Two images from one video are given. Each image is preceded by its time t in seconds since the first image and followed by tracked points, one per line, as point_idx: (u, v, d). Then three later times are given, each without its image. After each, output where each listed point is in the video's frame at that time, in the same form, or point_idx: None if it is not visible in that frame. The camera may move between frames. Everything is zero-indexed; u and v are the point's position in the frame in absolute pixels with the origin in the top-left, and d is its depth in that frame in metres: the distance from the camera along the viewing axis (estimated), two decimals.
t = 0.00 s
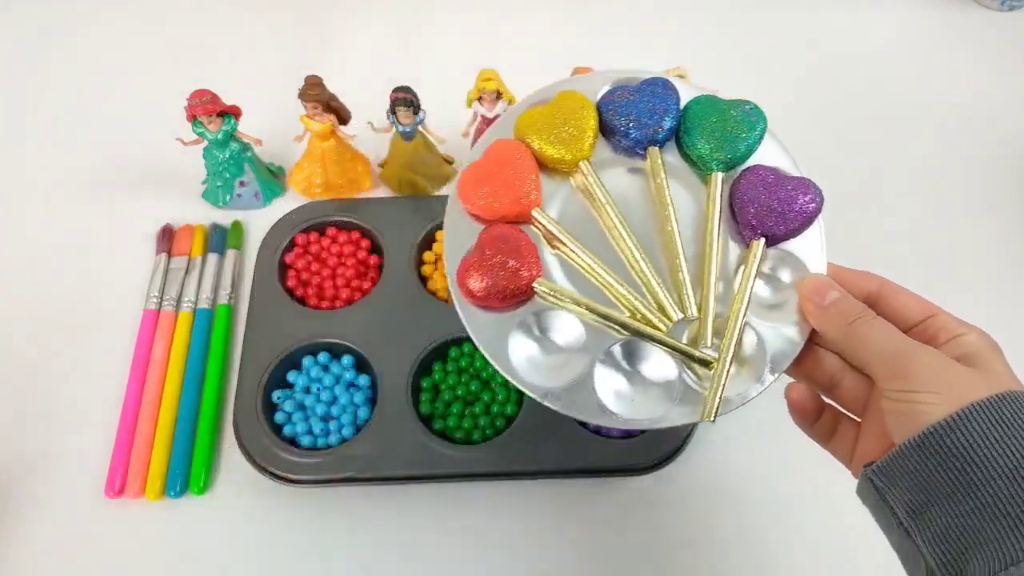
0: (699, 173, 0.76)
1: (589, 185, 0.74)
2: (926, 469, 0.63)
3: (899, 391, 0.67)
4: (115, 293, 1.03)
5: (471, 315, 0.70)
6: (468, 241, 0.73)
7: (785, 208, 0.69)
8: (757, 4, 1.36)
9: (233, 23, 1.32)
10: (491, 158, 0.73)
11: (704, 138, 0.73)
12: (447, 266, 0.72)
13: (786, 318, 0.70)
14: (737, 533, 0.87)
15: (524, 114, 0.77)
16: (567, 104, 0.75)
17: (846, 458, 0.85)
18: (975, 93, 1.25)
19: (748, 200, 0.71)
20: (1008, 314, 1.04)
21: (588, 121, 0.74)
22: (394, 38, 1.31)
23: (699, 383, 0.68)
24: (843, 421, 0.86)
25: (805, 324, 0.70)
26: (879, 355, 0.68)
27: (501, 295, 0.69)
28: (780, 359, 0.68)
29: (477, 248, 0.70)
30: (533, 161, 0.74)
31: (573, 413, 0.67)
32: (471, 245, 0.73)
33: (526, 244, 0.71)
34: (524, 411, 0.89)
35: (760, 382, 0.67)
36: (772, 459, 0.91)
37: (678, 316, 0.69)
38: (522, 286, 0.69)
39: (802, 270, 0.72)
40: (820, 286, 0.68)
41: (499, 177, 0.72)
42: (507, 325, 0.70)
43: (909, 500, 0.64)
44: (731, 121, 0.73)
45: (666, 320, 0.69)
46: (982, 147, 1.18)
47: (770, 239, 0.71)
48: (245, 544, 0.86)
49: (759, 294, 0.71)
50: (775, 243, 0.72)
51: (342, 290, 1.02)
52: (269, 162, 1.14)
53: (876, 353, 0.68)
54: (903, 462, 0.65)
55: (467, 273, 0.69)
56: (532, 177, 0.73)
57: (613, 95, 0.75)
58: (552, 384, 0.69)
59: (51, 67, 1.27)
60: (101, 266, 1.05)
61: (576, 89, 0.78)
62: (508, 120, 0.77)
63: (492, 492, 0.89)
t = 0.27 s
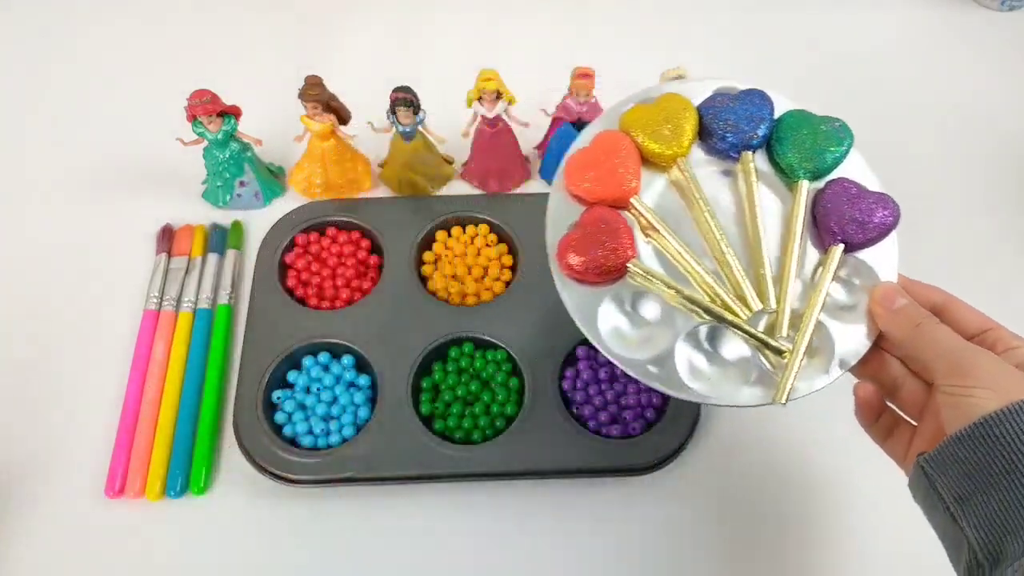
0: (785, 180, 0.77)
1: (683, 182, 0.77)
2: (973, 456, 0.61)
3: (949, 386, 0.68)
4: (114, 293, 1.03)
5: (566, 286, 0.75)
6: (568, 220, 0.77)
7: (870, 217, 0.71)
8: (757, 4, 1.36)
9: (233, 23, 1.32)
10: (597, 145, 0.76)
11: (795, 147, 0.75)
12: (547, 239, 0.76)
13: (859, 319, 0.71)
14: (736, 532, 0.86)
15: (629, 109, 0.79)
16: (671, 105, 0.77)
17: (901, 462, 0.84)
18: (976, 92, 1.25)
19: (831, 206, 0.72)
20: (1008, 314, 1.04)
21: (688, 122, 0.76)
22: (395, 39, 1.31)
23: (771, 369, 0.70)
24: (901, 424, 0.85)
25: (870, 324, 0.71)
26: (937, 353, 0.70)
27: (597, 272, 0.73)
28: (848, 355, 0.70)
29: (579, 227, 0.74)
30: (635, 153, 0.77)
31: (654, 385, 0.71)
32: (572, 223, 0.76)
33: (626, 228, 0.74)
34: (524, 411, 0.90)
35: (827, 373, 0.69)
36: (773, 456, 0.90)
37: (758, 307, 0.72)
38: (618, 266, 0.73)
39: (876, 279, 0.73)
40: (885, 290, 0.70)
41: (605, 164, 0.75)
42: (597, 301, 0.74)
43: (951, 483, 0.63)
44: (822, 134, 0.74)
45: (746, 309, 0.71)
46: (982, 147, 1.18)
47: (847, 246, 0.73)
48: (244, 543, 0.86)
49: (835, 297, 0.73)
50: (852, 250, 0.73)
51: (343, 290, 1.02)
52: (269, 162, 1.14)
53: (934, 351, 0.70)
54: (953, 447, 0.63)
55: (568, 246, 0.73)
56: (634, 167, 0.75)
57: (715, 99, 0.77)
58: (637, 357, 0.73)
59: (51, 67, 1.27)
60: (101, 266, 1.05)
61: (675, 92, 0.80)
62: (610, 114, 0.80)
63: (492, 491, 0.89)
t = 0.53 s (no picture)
0: (862, 209, 0.86)
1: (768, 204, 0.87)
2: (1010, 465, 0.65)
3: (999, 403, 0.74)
4: (117, 292, 1.03)
5: (649, 281, 0.84)
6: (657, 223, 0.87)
7: (938, 246, 0.79)
8: (756, 6, 1.37)
9: (234, 24, 1.33)
10: (693, 158, 0.86)
11: (873, 178, 0.84)
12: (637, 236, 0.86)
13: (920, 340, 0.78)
14: (734, 530, 0.87)
15: (722, 133, 0.89)
16: (763, 131, 0.87)
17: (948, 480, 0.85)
18: (974, 92, 1.26)
19: (902, 232, 0.80)
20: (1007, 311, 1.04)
21: (774, 150, 0.86)
22: (396, 40, 1.32)
23: (832, 377, 0.79)
24: (951, 445, 0.85)
25: (929, 345, 0.78)
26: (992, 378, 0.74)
27: (679, 272, 0.82)
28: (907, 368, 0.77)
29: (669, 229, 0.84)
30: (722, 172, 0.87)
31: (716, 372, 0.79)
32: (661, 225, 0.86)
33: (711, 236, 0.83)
34: (524, 410, 0.90)
35: (883, 384, 0.76)
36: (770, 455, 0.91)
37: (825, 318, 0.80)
38: (700, 266, 0.82)
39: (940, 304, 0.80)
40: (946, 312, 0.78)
41: (698, 177, 0.85)
42: (678, 298, 0.84)
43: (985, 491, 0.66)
44: (900, 170, 0.83)
45: (815, 317, 0.80)
46: (981, 146, 1.19)
47: (913, 271, 0.80)
48: (242, 541, 0.86)
49: (898, 318, 0.80)
50: (919, 278, 0.81)
51: (344, 289, 1.03)
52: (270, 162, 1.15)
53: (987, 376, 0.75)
54: (992, 455, 0.66)
55: (652, 247, 0.83)
56: (721, 184, 0.85)
57: (806, 132, 0.87)
58: (707, 349, 0.82)
59: (53, 69, 1.27)
60: (103, 265, 1.06)
61: (769, 118, 0.90)
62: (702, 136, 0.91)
63: (491, 490, 0.89)
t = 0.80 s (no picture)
0: (893, 240, 0.96)
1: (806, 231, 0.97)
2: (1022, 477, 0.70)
3: None
4: (117, 292, 1.03)
5: (692, 294, 0.92)
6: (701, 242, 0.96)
7: (964, 274, 0.88)
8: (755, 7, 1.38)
9: (235, 24, 1.33)
10: (737, 186, 0.96)
11: (904, 211, 0.94)
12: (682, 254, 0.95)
13: (944, 360, 0.86)
14: (733, 529, 0.87)
15: (764, 166, 1.00)
16: (802, 164, 0.98)
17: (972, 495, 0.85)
18: (974, 92, 1.26)
19: (931, 262, 0.89)
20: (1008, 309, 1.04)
21: (812, 183, 0.97)
22: (397, 40, 1.32)
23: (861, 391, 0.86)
24: (975, 462, 0.87)
25: (954, 366, 0.85)
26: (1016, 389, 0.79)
27: (719, 285, 0.91)
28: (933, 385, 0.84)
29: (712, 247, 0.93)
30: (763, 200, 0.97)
31: (750, 380, 0.86)
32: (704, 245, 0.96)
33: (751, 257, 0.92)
34: (524, 410, 0.91)
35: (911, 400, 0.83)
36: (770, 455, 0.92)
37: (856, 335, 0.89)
38: (739, 282, 0.91)
39: (963, 329, 0.88)
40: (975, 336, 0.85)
41: (741, 203, 0.95)
42: (718, 312, 0.92)
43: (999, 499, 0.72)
44: (931, 204, 0.93)
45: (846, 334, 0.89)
46: (981, 146, 1.19)
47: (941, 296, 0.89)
48: (241, 540, 0.86)
49: (927, 338, 0.89)
50: (947, 303, 0.90)
51: (344, 289, 1.03)
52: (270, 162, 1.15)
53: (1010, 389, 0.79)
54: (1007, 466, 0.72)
55: (697, 262, 0.92)
56: (761, 210, 0.95)
57: (843, 169, 0.98)
58: (746, 358, 0.89)
59: (54, 69, 1.28)
60: (104, 265, 1.06)
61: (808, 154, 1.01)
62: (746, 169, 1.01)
63: (489, 490, 0.90)
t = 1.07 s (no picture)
0: (906, 258, 1.00)
1: (822, 249, 1.00)
2: None
3: None
4: (117, 292, 1.04)
5: (712, 309, 0.95)
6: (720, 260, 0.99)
7: (976, 290, 0.91)
8: (755, 7, 1.38)
9: (235, 24, 1.33)
10: (756, 206, 1.00)
11: (917, 231, 0.97)
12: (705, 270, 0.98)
13: (959, 371, 0.89)
14: (732, 529, 0.87)
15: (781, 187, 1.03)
16: (817, 186, 1.01)
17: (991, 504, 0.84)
18: (975, 92, 1.26)
19: (944, 278, 0.93)
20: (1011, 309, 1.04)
21: (829, 204, 1.00)
22: (396, 40, 1.32)
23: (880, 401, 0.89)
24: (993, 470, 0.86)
25: (969, 376, 0.88)
26: None
27: (739, 300, 0.93)
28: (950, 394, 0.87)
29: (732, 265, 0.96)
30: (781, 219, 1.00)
31: (770, 390, 0.89)
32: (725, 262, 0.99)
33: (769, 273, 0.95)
34: (523, 410, 0.91)
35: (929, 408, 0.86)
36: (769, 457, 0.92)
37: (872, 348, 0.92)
38: (759, 298, 0.94)
39: (975, 341, 0.91)
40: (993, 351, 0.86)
41: (759, 221, 0.98)
42: (738, 325, 0.94)
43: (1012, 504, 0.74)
44: (942, 224, 0.97)
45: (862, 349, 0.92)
46: (982, 146, 1.19)
47: (955, 310, 0.92)
48: (240, 540, 0.86)
49: (943, 350, 0.92)
50: (961, 317, 0.93)
51: (344, 289, 1.03)
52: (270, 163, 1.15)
53: None
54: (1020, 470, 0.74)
55: (718, 279, 0.94)
56: (780, 229, 0.99)
57: (857, 189, 1.01)
58: (765, 370, 0.92)
59: (52, 69, 1.28)
60: (104, 265, 1.06)
61: (824, 176, 1.05)
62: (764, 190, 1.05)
63: (489, 490, 0.90)
